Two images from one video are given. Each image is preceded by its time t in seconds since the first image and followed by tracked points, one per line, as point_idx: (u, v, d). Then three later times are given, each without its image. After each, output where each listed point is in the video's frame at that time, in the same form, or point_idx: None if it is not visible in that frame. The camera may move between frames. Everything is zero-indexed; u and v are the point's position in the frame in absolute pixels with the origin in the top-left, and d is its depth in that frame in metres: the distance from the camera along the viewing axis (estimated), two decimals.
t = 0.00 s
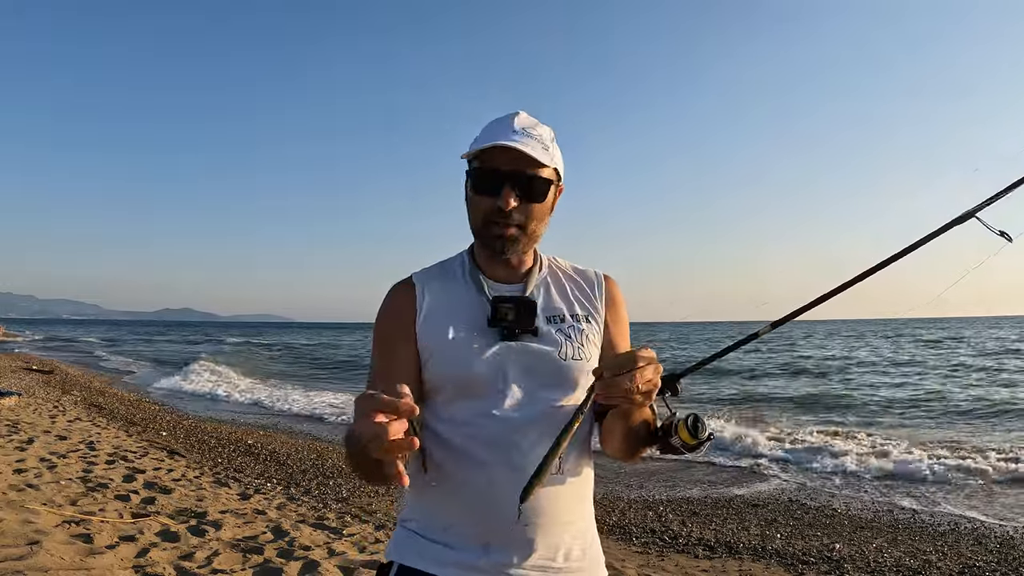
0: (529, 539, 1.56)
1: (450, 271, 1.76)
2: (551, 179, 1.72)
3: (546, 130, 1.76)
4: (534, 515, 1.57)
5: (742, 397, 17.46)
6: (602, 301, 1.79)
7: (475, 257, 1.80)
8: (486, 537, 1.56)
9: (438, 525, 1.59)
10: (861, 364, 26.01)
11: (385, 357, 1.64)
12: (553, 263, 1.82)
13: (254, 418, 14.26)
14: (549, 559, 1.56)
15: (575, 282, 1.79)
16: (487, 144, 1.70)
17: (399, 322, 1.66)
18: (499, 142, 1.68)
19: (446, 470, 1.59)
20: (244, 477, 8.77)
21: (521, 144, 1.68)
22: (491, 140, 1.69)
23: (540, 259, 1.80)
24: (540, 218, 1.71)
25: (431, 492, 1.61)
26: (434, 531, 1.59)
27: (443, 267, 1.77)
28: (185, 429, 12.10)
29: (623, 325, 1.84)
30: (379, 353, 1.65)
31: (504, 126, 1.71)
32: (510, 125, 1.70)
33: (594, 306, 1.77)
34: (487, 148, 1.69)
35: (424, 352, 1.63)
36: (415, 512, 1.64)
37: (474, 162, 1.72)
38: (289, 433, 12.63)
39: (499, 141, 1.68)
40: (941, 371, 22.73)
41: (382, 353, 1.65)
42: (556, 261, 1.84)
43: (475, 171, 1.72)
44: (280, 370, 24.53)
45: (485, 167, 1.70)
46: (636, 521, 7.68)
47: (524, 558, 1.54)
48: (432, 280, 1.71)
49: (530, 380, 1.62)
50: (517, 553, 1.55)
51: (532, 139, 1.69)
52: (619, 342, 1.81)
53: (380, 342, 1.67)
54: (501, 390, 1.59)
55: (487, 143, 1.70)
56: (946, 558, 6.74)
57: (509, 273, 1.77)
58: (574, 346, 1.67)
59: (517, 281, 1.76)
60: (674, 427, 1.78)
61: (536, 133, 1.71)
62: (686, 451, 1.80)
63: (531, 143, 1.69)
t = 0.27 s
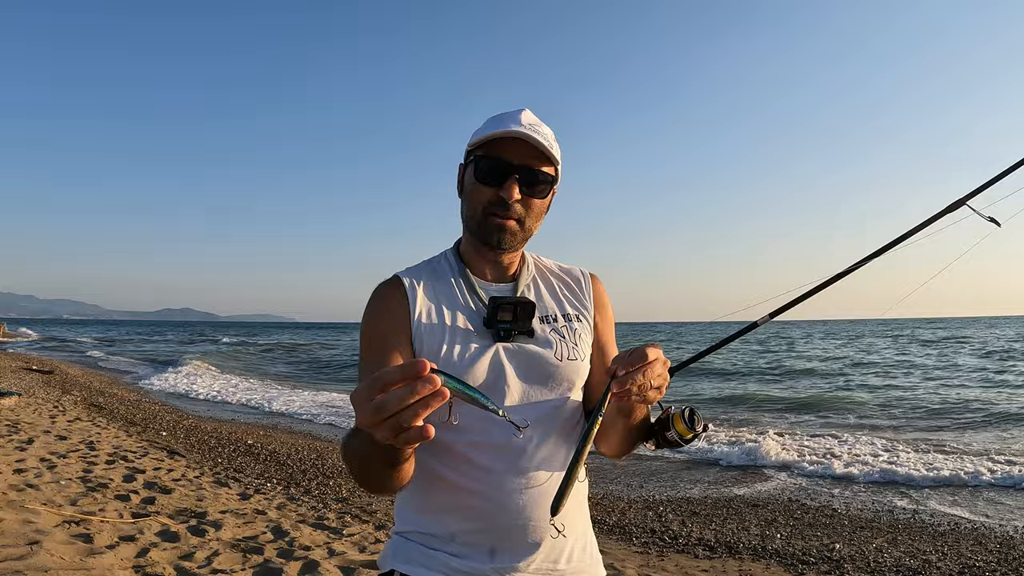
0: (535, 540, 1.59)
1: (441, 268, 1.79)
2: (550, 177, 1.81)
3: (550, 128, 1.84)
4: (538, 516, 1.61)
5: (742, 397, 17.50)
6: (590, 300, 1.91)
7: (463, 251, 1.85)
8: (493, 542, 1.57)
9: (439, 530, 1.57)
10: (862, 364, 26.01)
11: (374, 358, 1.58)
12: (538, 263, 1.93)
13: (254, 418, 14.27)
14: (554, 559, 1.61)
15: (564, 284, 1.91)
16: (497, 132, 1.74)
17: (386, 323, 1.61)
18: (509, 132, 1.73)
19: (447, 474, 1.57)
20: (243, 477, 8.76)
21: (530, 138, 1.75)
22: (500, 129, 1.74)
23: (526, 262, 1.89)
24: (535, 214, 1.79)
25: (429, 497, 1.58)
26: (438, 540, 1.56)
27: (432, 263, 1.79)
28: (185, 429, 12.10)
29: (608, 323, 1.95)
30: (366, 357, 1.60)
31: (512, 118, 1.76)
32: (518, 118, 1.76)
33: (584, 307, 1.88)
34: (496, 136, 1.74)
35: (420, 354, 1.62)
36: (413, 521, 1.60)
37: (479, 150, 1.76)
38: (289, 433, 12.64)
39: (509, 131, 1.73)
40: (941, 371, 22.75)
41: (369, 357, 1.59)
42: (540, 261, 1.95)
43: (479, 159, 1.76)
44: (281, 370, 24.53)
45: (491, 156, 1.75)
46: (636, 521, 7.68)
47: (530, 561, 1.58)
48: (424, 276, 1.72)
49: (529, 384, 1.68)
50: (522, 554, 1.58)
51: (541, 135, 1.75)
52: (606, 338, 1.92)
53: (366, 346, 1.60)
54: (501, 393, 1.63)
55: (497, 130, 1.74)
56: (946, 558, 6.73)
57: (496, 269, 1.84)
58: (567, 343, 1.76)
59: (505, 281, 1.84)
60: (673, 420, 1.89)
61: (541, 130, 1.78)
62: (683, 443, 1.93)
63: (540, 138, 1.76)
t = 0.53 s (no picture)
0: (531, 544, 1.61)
1: (429, 263, 1.80)
2: (539, 167, 1.85)
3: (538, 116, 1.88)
4: (535, 519, 1.63)
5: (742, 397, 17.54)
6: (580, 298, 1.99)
7: (450, 247, 1.87)
8: (488, 547, 1.58)
9: (437, 534, 1.56)
10: (862, 364, 26.03)
11: (366, 354, 1.57)
12: (528, 259, 1.99)
13: (255, 418, 14.27)
14: (547, 563, 1.63)
15: (554, 282, 1.98)
16: (483, 123, 1.78)
17: (377, 323, 1.60)
18: (496, 123, 1.78)
19: (445, 478, 1.56)
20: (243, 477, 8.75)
21: (516, 127, 1.80)
22: (487, 121, 1.78)
23: (517, 259, 1.94)
24: (525, 206, 1.82)
25: (425, 502, 1.57)
26: (432, 545, 1.55)
27: (419, 260, 1.80)
28: (185, 429, 12.10)
29: (598, 320, 2.04)
30: (362, 358, 1.57)
31: (498, 110, 1.80)
32: (504, 109, 1.80)
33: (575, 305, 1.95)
34: (483, 127, 1.78)
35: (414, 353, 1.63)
36: (407, 526, 1.59)
37: (466, 143, 1.80)
38: (289, 433, 12.64)
39: (496, 122, 1.78)
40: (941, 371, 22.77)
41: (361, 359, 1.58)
42: (529, 258, 2.00)
43: (466, 152, 1.79)
44: (281, 370, 24.55)
45: (479, 147, 1.79)
46: (636, 521, 7.67)
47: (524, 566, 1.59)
48: (413, 272, 1.73)
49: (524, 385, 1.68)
50: (517, 559, 1.59)
51: (527, 125, 1.81)
52: (595, 334, 2.01)
53: (359, 349, 1.59)
54: (497, 396, 1.63)
55: (484, 123, 1.78)
56: (946, 558, 6.73)
57: (486, 265, 1.87)
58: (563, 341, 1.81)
59: (497, 279, 1.88)
60: (666, 416, 1.93)
61: (528, 119, 1.82)
62: (678, 436, 1.97)
63: (526, 128, 1.81)
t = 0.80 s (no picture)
0: (524, 552, 1.62)
1: (418, 259, 1.79)
2: (530, 158, 1.86)
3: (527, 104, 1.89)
4: (529, 527, 1.64)
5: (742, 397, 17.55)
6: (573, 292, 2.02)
7: (439, 242, 1.86)
8: (481, 556, 1.58)
9: (429, 542, 1.55)
10: (863, 364, 26.04)
11: (351, 352, 1.58)
12: (519, 253, 2.00)
13: (255, 418, 14.28)
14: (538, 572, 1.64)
15: (546, 276, 2.00)
16: (472, 112, 1.79)
17: (362, 322, 1.60)
18: (485, 113, 1.78)
19: (441, 486, 1.55)
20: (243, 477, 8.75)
21: (506, 118, 1.81)
22: (477, 111, 1.79)
23: (506, 254, 1.94)
24: (515, 199, 1.83)
25: (419, 509, 1.56)
26: (425, 553, 1.55)
27: (407, 255, 1.80)
28: (185, 429, 12.10)
29: (590, 312, 2.08)
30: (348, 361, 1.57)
31: (487, 98, 1.80)
32: (493, 98, 1.80)
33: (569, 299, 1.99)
34: (472, 116, 1.79)
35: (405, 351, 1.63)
36: (399, 533, 1.58)
37: (454, 136, 1.80)
38: (289, 433, 12.65)
39: (486, 112, 1.78)
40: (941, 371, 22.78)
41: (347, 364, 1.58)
42: (520, 251, 2.02)
43: (455, 145, 1.79)
44: (281, 370, 24.56)
45: (468, 138, 1.79)
46: (636, 521, 7.67)
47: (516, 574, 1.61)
48: (401, 267, 1.73)
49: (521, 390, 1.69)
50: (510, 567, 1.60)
51: (518, 113, 1.81)
52: (589, 327, 2.06)
53: (345, 353, 1.58)
54: (493, 402, 1.63)
55: (473, 112, 1.79)
56: (946, 558, 6.72)
57: (476, 261, 1.88)
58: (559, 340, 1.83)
59: (488, 277, 1.89)
60: (664, 416, 1.93)
61: (517, 107, 1.83)
62: (675, 435, 1.98)
63: (517, 118, 1.81)
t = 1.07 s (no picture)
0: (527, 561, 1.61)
1: (413, 259, 1.78)
2: (526, 155, 1.86)
3: (523, 100, 1.89)
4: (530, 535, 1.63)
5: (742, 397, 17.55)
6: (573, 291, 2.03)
7: (434, 242, 1.85)
8: (482, 565, 1.58)
9: (430, 550, 1.55)
10: (863, 364, 26.07)
11: (341, 356, 1.59)
12: (516, 253, 2.01)
13: (255, 418, 14.28)
14: None
15: (544, 275, 2.00)
16: (467, 110, 1.79)
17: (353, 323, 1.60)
18: (481, 109, 1.78)
19: (439, 493, 1.56)
20: (244, 477, 8.76)
21: (502, 115, 1.81)
22: (472, 107, 1.79)
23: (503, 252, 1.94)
24: (513, 197, 1.83)
25: (419, 517, 1.56)
26: (426, 562, 1.55)
27: (402, 254, 1.79)
28: (185, 429, 12.11)
29: (590, 312, 2.08)
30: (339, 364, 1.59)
31: (483, 96, 1.80)
32: (489, 95, 1.80)
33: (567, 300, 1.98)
34: (467, 113, 1.79)
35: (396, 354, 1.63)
36: (399, 541, 1.58)
37: (449, 133, 1.80)
38: (289, 433, 12.65)
39: (480, 108, 1.78)
40: (941, 371, 22.79)
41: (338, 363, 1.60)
42: (518, 251, 2.02)
43: (450, 143, 1.79)
44: (280, 370, 24.55)
45: (463, 136, 1.79)
46: (636, 521, 7.67)
47: None
48: (397, 268, 1.72)
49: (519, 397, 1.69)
50: None
51: (512, 110, 1.81)
52: (590, 327, 2.06)
53: (337, 354, 1.60)
54: (491, 409, 1.62)
55: (468, 110, 1.79)
56: (946, 558, 6.72)
57: (473, 260, 1.88)
58: (556, 342, 1.82)
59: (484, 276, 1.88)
60: (665, 418, 1.96)
61: (512, 104, 1.83)
62: (674, 438, 2.01)
63: (512, 114, 1.82)
